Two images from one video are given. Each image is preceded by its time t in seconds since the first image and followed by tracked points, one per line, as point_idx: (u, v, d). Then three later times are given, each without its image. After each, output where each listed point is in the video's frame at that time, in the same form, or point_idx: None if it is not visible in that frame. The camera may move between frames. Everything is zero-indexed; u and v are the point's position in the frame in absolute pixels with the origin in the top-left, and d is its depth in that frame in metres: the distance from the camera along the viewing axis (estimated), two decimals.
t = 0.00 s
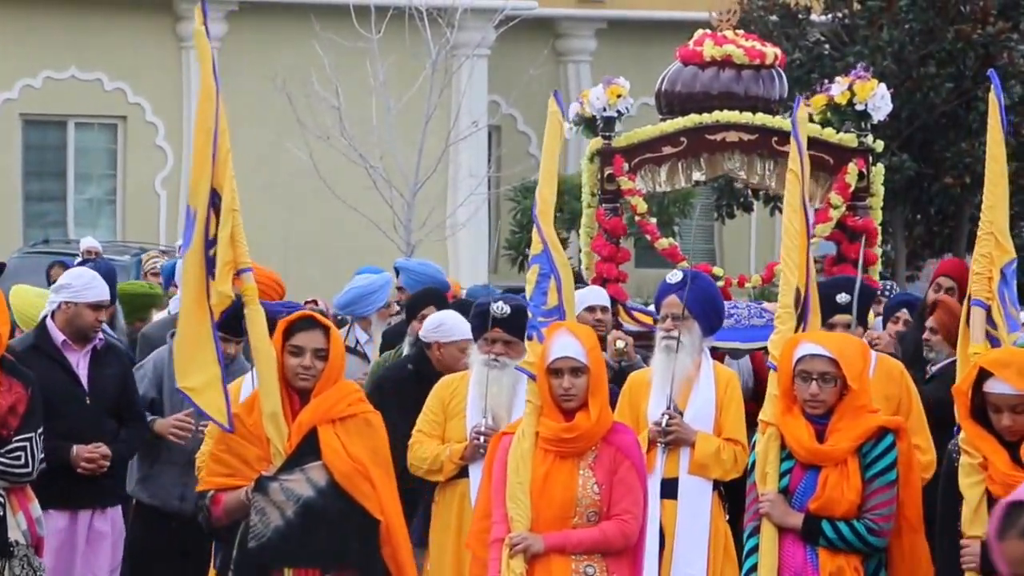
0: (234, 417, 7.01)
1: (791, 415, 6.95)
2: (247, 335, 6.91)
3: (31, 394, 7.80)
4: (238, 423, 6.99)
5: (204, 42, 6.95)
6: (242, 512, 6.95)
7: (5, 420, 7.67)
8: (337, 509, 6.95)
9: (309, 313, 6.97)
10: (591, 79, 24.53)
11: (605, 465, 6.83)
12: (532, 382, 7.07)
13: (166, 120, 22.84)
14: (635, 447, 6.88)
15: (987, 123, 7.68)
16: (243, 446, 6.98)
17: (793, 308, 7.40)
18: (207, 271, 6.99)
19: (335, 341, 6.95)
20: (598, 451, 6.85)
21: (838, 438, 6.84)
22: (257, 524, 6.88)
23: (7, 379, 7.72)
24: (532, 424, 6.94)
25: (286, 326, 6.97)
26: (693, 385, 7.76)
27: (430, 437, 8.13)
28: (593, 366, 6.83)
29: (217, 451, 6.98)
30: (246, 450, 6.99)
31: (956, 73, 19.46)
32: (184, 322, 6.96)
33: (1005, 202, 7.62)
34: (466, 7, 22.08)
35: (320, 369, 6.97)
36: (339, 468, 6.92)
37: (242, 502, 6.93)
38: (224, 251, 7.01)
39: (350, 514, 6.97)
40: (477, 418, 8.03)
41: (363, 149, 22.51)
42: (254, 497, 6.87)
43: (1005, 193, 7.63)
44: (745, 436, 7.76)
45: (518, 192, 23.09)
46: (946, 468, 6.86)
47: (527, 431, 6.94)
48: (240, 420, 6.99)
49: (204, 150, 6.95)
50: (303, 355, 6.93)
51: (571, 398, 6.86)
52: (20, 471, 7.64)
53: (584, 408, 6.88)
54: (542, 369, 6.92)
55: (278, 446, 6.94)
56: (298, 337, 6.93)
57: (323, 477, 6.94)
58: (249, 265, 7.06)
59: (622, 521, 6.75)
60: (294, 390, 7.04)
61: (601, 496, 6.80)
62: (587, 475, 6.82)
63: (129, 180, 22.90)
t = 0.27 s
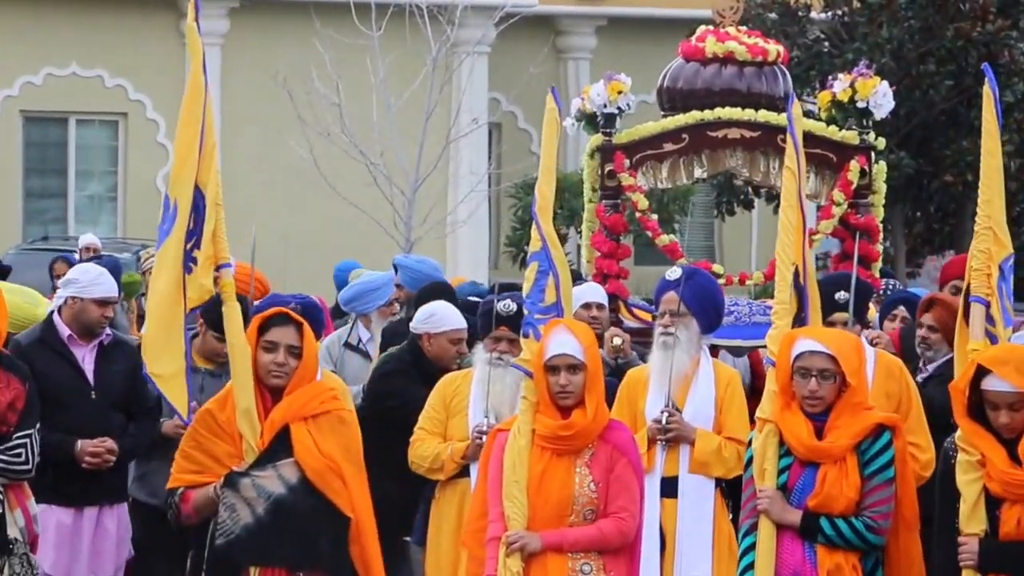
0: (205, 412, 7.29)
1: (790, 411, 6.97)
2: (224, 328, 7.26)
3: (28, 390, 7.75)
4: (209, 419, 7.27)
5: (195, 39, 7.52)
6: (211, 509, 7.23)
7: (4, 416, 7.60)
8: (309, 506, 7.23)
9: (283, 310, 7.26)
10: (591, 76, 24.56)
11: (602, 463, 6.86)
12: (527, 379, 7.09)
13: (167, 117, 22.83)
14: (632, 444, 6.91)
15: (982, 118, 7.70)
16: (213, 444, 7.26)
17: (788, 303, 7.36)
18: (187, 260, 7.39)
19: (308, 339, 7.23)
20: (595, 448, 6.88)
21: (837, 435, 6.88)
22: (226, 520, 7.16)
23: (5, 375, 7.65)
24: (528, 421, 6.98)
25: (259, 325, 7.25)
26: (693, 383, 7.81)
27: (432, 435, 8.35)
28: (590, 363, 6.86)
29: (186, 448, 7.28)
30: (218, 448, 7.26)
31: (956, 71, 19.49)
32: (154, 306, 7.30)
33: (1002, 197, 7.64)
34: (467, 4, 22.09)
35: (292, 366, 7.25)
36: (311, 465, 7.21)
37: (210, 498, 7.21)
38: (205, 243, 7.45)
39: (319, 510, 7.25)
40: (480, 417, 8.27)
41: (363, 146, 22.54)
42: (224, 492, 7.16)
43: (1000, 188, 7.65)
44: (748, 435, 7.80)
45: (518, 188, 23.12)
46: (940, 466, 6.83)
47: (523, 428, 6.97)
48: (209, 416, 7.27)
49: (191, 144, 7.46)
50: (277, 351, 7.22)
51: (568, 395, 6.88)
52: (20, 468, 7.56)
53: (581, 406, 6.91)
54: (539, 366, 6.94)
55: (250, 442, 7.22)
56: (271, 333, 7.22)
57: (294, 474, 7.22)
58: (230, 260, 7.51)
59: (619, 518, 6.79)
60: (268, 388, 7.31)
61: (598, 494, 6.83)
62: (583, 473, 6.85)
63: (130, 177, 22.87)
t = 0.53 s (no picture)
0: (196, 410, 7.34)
1: (785, 406, 6.95)
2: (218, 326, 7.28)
3: (32, 388, 7.80)
4: (198, 417, 7.32)
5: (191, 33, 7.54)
6: (203, 506, 7.26)
7: (8, 414, 7.65)
8: (300, 503, 7.28)
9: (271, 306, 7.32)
10: (591, 73, 24.58)
11: (598, 461, 6.88)
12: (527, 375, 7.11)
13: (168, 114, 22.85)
14: (629, 441, 6.94)
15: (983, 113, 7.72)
16: (205, 442, 7.30)
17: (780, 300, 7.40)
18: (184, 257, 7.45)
19: (297, 332, 7.30)
20: (592, 445, 6.90)
21: (833, 430, 6.87)
22: (218, 517, 7.19)
23: (11, 373, 7.70)
24: (526, 418, 7.01)
25: (249, 321, 7.31)
26: (698, 380, 7.84)
27: (430, 431, 8.37)
28: (589, 359, 6.90)
29: (175, 446, 7.31)
30: (209, 446, 7.29)
31: (956, 68, 19.52)
32: (149, 305, 7.34)
33: (1003, 192, 7.65)
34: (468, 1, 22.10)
35: (281, 362, 7.31)
36: (302, 462, 7.24)
37: (202, 496, 7.24)
38: (201, 240, 7.50)
39: (311, 506, 7.30)
40: (477, 414, 8.28)
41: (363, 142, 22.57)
42: (215, 489, 7.19)
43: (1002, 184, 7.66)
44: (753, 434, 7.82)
45: (518, 184, 23.15)
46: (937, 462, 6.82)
47: (522, 425, 7.00)
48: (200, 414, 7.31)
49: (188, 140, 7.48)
50: (266, 347, 7.28)
51: (566, 391, 6.91)
52: (24, 465, 7.60)
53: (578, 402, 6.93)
54: (539, 362, 6.97)
55: (241, 439, 7.25)
56: (262, 329, 7.27)
57: (284, 469, 7.26)
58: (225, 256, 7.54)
59: (617, 516, 6.81)
60: (256, 385, 7.37)
61: (595, 490, 6.85)
62: (581, 470, 6.87)
63: (131, 173, 22.89)
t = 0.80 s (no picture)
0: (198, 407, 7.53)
1: (776, 403, 6.97)
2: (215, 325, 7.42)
3: (43, 385, 7.80)
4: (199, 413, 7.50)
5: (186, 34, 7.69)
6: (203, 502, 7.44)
7: (14, 411, 7.64)
8: (298, 499, 7.39)
9: (267, 303, 7.42)
10: (591, 69, 24.58)
11: (600, 459, 6.93)
12: (532, 373, 7.14)
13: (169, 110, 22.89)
14: (631, 440, 6.98)
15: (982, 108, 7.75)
16: (203, 437, 7.48)
17: (770, 294, 7.45)
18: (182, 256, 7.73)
19: (291, 329, 7.38)
20: (595, 443, 6.94)
21: (826, 426, 6.88)
22: (216, 514, 7.36)
23: (20, 370, 7.71)
24: (529, 415, 7.03)
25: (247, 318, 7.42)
26: (702, 377, 7.88)
27: (424, 428, 8.39)
28: (593, 356, 6.92)
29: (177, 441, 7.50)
30: (208, 442, 7.48)
31: (956, 65, 19.55)
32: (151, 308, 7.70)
33: (1001, 188, 7.68)
34: None
35: (277, 359, 7.41)
36: (299, 458, 7.36)
37: (200, 492, 7.42)
38: (199, 239, 7.74)
39: (309, 502, 7.41)
40: (472, 410, 8.31)
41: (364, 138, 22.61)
42: (212, 485, 7.35)
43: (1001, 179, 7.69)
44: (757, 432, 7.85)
45: (518, 180, 23.19)
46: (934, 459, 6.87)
47: (524, 421, 7.02)
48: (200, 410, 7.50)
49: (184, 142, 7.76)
50: (261, 345, 7.38)
51: (569, 388, 6.94)
52: (28, 462, 7.63)
53: (581, 400, 6.97)
54: (541, 360, 6.99)
55: (237, 435, 7.40)
56: (256, 327, 7.38)
57: (282, 466, 7.38)
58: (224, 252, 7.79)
59: (618, 514, 6.85)
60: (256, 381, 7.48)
61: (597, 488, 6.89)
62: (582, 468, 6.92)
63: (132, 170, 22.91)
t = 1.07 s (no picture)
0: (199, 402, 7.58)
1: (774, 398, 7.00)
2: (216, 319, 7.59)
3: (52, 386, 7.80)
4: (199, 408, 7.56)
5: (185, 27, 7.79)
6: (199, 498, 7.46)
7: (19, 409, 7.68)
8: (288, 494, 7.40)
9: (262, 299, 7.40)
10: (590, 66, 24.51)
11: (609, 454, 6.96)
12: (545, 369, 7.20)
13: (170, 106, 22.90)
14: (641, 436, 7.00)
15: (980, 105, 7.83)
16: (200, 432, 7.53)
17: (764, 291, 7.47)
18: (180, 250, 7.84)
19: (286, 326, 7.36)
20: (603, 440, 6.97)
21: (826, 423, 6.90)
22: (206, 509, 7.36)
23: (27, 368, 7.75)
24: (539, 410, 7.07)
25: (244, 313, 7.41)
26: (702, 372, 7.92)
27: (413, 423, 8.37)
28: (604, 353, 6.96)
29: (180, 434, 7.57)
30: (205, 437, 7.52)
31: (956, 61, 19.57)
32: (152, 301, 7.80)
33: (1000, 185, 7.85)
34: None
35: (271, 355, 7.40)
36: (290, 454, 7.36)
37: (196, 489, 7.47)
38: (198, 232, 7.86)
39: (300, 497, 7.41)
40: (461, 403, 8.36)
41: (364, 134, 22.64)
42: (203, 481, 7.36)
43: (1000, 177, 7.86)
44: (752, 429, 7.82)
45: (518, 176, 23.25)
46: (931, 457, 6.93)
47: (535, 416, 7.06)
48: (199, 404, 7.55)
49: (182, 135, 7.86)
50: (256, 342, 7.38)
51: (579, 384, 6.98)
52: (31, 461, 7.61)
53: (591, 396, 7.00)
54: (553, 355, 7.04)
55: (232, 430, 7.46)
56: (253, 323, 7.38)
57: (273, 461, 7.40)
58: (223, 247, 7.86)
59: (626, 510, 6.87)
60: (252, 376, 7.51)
61: (605, 484, 6.93)
62: (591, 463, 6.95)
63: (133, 166, 22.91)
